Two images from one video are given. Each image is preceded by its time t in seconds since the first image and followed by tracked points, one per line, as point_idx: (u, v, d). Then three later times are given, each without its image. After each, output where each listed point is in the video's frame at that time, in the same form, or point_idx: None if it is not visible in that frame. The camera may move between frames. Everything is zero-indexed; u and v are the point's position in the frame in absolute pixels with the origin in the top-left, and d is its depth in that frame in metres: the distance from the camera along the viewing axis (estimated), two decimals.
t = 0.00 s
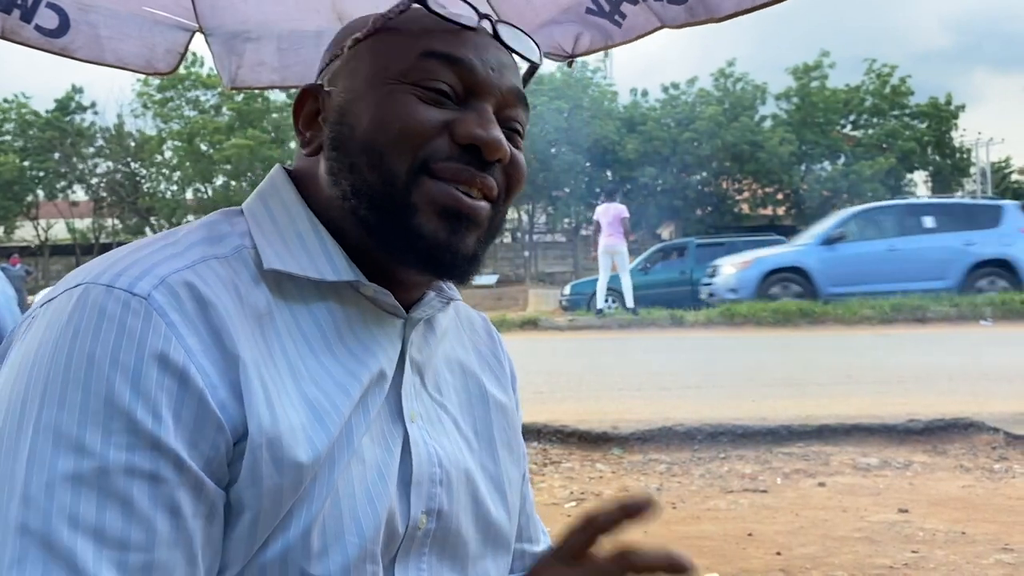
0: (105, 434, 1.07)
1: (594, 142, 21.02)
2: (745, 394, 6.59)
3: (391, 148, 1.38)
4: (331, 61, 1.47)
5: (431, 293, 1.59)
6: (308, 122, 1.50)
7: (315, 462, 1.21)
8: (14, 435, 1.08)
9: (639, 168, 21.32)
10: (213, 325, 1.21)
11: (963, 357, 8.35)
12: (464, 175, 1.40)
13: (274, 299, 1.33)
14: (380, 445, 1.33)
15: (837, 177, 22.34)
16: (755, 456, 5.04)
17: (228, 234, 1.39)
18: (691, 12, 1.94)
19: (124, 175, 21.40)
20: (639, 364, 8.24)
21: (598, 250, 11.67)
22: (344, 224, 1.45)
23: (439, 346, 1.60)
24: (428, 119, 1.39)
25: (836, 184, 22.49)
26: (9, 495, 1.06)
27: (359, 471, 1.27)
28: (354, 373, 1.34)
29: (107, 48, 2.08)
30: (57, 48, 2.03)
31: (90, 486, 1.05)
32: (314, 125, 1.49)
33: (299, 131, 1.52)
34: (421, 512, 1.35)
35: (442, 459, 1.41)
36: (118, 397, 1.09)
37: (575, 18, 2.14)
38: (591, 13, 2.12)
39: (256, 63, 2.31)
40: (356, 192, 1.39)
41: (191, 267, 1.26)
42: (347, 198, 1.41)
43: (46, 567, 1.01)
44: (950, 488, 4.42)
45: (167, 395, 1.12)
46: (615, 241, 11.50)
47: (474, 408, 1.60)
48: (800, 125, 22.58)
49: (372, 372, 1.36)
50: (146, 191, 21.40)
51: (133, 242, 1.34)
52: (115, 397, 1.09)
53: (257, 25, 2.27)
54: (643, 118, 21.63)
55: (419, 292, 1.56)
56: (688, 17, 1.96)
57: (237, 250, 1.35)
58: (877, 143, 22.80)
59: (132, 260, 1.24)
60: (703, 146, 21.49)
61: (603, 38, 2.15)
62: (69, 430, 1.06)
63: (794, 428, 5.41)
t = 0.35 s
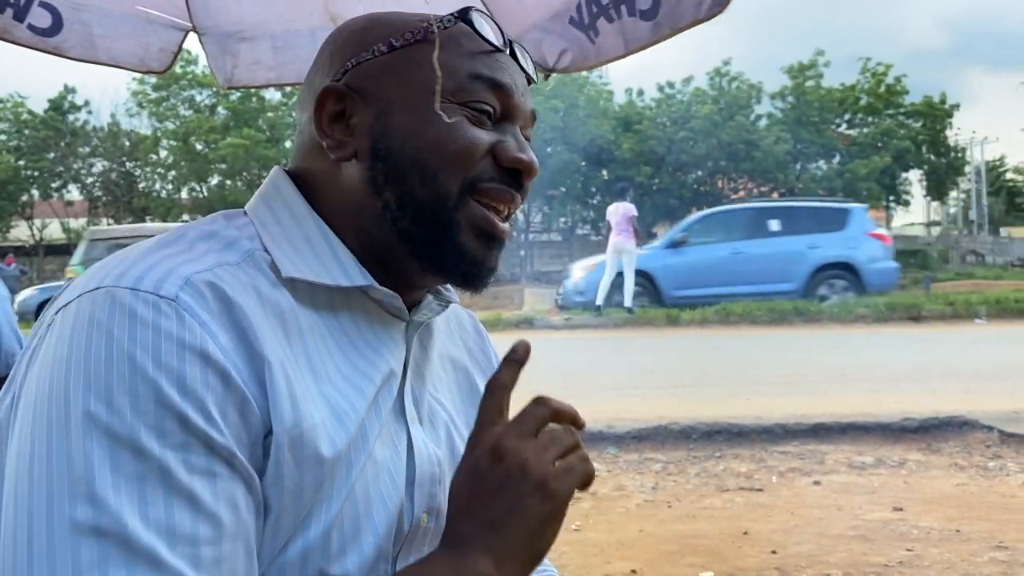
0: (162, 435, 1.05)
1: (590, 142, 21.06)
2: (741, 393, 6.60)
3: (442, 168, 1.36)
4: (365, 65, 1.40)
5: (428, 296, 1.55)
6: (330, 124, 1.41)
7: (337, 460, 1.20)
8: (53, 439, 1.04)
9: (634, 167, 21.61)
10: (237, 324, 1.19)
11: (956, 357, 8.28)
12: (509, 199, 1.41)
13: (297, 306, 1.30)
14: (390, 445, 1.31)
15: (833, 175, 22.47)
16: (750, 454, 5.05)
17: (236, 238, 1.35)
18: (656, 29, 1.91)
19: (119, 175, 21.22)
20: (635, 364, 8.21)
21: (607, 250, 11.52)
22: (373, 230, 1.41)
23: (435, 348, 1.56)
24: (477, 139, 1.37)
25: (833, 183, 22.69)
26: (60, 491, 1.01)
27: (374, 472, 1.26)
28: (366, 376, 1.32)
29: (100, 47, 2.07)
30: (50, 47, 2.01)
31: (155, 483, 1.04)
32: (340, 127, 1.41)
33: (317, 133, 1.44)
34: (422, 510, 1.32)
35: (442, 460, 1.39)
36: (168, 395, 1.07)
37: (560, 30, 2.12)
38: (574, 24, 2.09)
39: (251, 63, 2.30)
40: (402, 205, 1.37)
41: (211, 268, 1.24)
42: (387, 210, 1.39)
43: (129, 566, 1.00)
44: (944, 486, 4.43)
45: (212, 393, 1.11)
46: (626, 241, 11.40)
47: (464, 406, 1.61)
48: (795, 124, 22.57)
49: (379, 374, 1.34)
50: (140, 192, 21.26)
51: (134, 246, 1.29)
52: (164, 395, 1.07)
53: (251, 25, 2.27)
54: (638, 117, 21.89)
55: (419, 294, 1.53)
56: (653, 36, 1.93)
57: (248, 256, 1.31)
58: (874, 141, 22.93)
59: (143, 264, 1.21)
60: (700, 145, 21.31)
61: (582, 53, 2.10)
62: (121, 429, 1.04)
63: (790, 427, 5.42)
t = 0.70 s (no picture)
0: (148, 448, 1.02)
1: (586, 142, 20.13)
2: (736, 392, 6.61)
3: (457, 184, 1.30)
4: (377, 66, 1.31)
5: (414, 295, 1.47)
6: (336, 121, 1.32)
7: (320, 465, 1.16)
8: (34, 459, 1.00)
9: (631, 167, 21.31)
10: (216, 329, 1.15)
11: (950, 355, 8.31)
12: (511, 217, 1.35)
13: (281, 311, 1.25)
14: (376, 449, 1.27)
15: (829, 174, 22.41)
16: (745, 452, 5.06)
17: (217, 243, 1.28)
18: (613, 19, 1.94)
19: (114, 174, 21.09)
20: (631, 364, 8.19)
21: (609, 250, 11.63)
22: (376, 238, 1.34)
23: (423, 348, 1.50)
24: (489, 155, 1.31)
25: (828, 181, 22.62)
26: (47, 505, 0.98)
27: (358, 476, 1.22)
28: (350, 381, 1.28)
29: (94, 46, 2.07)
30: (42, 47, 2.00)
31: (144, 494, 1.00)
32: (348, 126, 1.31)
33: (318, 129, 1.34)
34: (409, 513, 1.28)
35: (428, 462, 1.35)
36: (151, 404, 1.03)
37: (540, 33, 2.13)
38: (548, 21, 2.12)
39: (243, 61, 2.28)
40: (412, 216, 1.30)
41: (187, 274, 1.18)
42: (395, 220, 1.31)
43: None
44: (938, 483, 4.45)
45: (197, 401, 1.07)
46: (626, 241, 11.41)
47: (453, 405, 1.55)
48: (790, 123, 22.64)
49: (363, 380, 1.29)
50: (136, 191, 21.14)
51: (106, 253, 1.23)
52: (148, 404, 1.03)
53: (246, 23, 2.28)
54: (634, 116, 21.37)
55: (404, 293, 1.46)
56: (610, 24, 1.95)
57: (233, 266, 1.24)
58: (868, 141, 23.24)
59: (117, 271, 1.16)
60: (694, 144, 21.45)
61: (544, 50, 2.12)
62: (104, 441, 1.00)
63: (785, 425, 5.44)
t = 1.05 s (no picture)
0: (132, 472, 0.98)
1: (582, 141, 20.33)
2: (733, 391, 6.61)
3: (454, 185, 1.28)
4: (369, 63, 1.30)
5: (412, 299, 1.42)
6: (329, 123, 1.31)
7: (313, 480, 1.11)
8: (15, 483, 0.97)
9: (626, 166, 21.02)
10: (203, 342, 1.10)
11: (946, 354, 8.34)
12: (513, 216, 1.33)
13: (272, 320, 1.20)
14: (370, 457, 1.22)
15: (825, 173, 22.21)
16: (741, 452, 5.06)
17: (206, 250, 1.25)
18: (635, 31, 1.89)
19: (111, 174, 21.05)
20: (628, 363, 8.19)
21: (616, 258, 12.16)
22: (371, 241, 1.31)
23: (423, 352, 1.44)
24: (486, 154, 1.30)
25: (824, 181, 22.25)
26: (30, 525, 0.96)
27: (352, 488, 1.17)
28: (345, 392, 1.22)
29: (91, 44, 2.06)
30: (38, 45, 2.00)
31: (128, 520, 0.98)
32: (340, 127, 1.31)
33: (310, 131, 1.33)
34: (405, 524, 1.23)
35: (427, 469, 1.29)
36: (133, 425, 0.99)
37: (544, 33, 2.11)
38: (557, 25, 2.08)
39: (243, 61, 2.30)
40: (408, 219, 1.29)
41: (174, 286, 1.14)
42: (390, 223, 1.30)
43: None
44: (935, 482, 4.45)
45: (183, 423, 1.03)
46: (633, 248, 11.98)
47: (454, 410, 1.48)
48: (787, 122, 22.48)
49: (358, 386, 1.24)
50: (133, 191, 21.10)
51: (91, 263, 1.19)
52: (131, 426, 0.99)
53: (243, 22, 2.28)
54: (630, 116, 21.45)
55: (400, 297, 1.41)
56: (633, 37, 1.91)
57: (218, 269, 1.21)
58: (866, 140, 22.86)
59: (101, 284, 1.11)
60: (690, 144, 21.46)
61: (560, 56, 2.08)
62: (85, 464, 0.97)
63: (781, 424, 5.44)
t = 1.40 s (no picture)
0: (140, 470, 0.97)
1: (579, 142, 20.53)
2: (731, 391, 6.62)
3: (459, 179, 1.28)
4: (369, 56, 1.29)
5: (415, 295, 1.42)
6: (330, 120, 1.31)
7: (319, 480, 1.11)
8: (22, 477, 0.96)
9: (624, 166, 20.89)
10: (208, 342, 1.10)
11: (944, 353, 8.34)
12: (517, 207, 1.33)
13: (272, 319, 1.20)
14: (373, 459, 1.21)
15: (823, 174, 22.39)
16: (739, 452, 5.06)
17: (207, 246, 1.25)
18: (631, 27, 1.89)
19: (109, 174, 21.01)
20: (626, 363, 8.20)
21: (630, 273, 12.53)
22: (375, 238, 1.31)
23: (425, 350, 1.43)
24: (491, 147, 1.29)
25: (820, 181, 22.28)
26: (33, 522, 0.95)
27: (356, 490, 1.16)
28: (348, 392, 1.21)
29: (89, 40, 2.06)
30: (38, 42, 1.99)
31: (135, 521, 0.97)
32: (341, 123, 1.30)
33: (311, 127, 1.32)
34: (408, 526, 1.23)
35: (429, 470, 1.29)
36: (142, 424, 0.98)
37: (545, 29, 2.12)
38: (558, 21, 2.07)
39: (242, 60, 2.31)
40: (412, 215, 1.28)
41: (177, 284, 1.13)
42: (394, 220, 1.30)
43: None
44: (933, 481, 4.46)
45: (190, 422, 1.02)
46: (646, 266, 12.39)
47: (456, 408, 1.47)
48: (784, 122, 22.54)
49: (361, 386, 1.23)
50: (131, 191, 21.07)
51: (93, 260, 1.18)
52: (139, 424, 0.98)
53: (241, 21, 2.28)
54: (628, 117, 21.45)
55: (403, 293, 1.41)
56: (629, 32, 1.91)
57: (219, 267, 1.20)
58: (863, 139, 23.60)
59: (105, 280, 1.11)
60: (688, 144, 21.29)
61: (562, 53, 2.08)
62: (94, 463, 0.96)
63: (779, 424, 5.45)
